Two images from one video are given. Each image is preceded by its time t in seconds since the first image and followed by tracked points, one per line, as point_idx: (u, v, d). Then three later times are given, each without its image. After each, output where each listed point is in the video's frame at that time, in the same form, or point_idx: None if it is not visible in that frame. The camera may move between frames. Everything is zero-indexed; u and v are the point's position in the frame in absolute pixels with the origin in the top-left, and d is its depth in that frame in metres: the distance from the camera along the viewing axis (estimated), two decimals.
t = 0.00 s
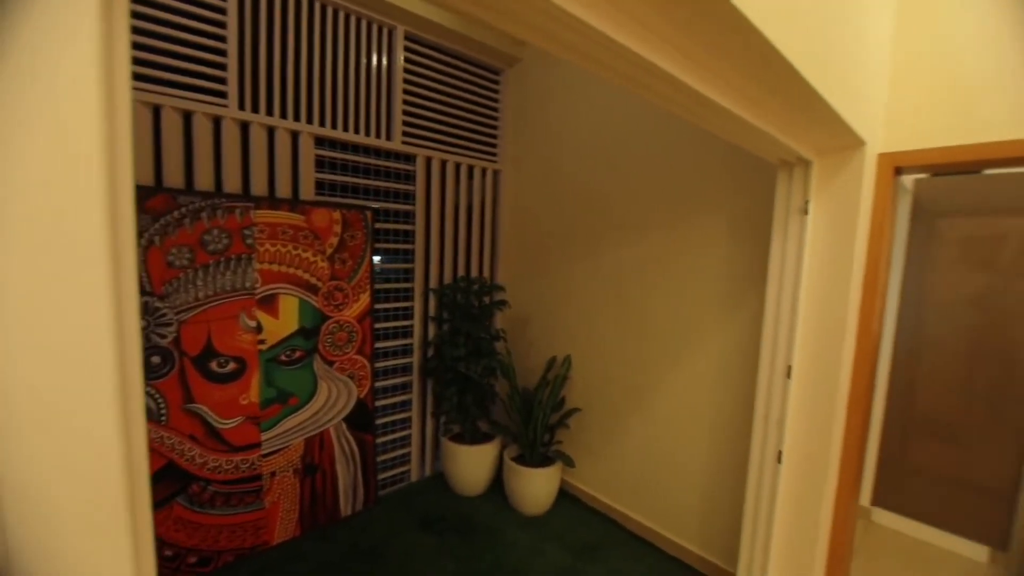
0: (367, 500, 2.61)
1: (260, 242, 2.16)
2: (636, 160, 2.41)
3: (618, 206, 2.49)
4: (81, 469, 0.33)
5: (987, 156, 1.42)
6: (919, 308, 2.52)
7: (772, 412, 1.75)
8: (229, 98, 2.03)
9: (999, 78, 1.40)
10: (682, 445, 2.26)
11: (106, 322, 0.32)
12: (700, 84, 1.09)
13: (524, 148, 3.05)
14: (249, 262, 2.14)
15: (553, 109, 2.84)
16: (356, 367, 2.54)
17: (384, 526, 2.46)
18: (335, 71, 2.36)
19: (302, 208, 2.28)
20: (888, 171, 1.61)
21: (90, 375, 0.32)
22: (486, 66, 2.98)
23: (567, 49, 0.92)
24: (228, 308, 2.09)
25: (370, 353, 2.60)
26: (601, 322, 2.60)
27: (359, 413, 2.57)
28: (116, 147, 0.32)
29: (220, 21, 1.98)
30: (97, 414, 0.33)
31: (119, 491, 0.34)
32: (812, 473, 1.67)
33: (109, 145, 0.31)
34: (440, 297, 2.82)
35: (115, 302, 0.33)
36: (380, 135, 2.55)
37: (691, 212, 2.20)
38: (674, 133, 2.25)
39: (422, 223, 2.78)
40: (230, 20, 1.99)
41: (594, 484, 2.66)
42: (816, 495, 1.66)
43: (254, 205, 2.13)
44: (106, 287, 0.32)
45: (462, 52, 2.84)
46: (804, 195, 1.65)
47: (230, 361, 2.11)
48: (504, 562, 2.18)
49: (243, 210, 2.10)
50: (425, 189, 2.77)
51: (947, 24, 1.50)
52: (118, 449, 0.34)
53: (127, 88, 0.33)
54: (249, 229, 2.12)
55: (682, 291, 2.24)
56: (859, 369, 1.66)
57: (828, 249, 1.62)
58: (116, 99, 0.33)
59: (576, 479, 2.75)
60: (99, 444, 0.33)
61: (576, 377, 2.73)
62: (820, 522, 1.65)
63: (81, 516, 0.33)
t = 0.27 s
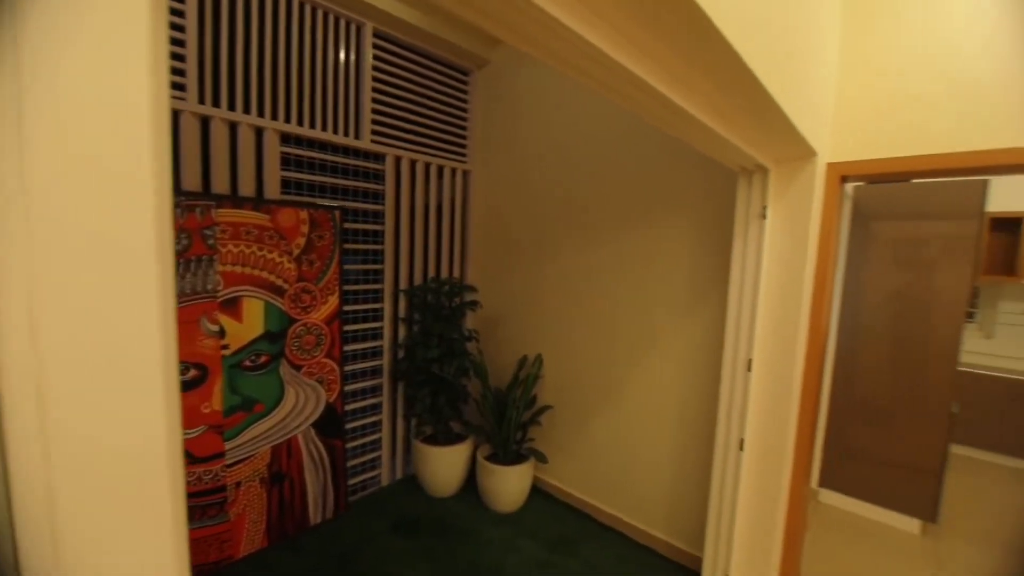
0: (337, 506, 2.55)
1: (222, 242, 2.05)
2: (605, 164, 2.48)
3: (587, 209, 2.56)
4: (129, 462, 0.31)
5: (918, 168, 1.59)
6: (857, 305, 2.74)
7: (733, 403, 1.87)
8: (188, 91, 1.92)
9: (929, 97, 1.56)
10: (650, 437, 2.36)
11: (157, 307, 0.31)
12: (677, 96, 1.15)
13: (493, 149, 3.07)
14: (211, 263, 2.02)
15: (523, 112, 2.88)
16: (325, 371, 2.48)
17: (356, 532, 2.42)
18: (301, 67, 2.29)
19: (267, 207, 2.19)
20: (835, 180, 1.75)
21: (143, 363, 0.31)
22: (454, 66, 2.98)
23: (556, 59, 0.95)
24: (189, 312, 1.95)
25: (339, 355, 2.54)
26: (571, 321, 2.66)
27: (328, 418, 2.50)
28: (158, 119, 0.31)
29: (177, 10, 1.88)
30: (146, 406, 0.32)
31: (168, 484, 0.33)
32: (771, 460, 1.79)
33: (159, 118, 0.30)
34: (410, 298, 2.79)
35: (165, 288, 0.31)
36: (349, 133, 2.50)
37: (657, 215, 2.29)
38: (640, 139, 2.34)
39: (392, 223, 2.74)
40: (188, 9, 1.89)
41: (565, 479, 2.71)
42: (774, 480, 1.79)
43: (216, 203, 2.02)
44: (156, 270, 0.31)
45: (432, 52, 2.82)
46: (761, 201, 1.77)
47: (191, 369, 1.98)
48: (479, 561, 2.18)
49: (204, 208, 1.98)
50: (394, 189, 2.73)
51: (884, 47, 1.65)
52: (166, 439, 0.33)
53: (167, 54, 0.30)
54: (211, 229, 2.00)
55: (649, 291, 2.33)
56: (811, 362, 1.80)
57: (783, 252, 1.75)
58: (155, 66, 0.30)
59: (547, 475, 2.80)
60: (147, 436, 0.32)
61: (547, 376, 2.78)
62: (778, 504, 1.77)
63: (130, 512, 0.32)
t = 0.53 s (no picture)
0: (306, 514, 2.49)
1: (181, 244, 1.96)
2: (572, 168, 2.55)
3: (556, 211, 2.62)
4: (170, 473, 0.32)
5: (858, 177, 1.73)
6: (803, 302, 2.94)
7: (696, 398, 1.95)
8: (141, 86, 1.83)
9: (867, 113, 1.70)
10: (618, 432, 2.44)
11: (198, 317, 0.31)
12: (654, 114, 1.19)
13: (461, 150, 3.07)
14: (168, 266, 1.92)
15: (491, 114, 2.90)
16: (292, 376, 2.42)
17: (326, 538, 2.37)
18: (263, 63, 2.22)
19: (229, 207, 2.11)
20: (784, 188, 1.89)
21: (187, 372, 0.32)
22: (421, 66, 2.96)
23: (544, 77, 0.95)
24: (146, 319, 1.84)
25: (307, 360, 2.48)
26: (541, 321, 2.71)
27: (296, 423, 2.44)
28: (195, 128, 0.30)
29: None
30: (179, 417, 0.32)
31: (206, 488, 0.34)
32: (730, 451, 1.89)
33: (202, 128, 0.29)
34: (380, 299, 2.76)
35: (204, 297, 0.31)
36: (314, 132, 2.44)
37: (623, 218, 2.38)
38: (606, 144, 2.41)
39: (359, 224, 2.71)
40: None
41: (536, 476, 2.77)
42: (732, 468, 1.88)
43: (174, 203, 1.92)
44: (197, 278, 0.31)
45: (399, 52, 2.79)
46: (720, 204, 1.87)
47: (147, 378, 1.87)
48: (452, 561, 2.19)
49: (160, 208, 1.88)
50: (361, 189, 2.70)
51: (829, 64, 1.78)
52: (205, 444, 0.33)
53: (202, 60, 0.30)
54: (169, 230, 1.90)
55: (615, 290, 2.42)
56: (764, 356, 1.94)
57: (741, 253, 1.85)
58: (192, 74, 0.30)
59: (518, 472, 2.84)
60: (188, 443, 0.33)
61: (518, 375, 2.82)
62: (736, 491, 1.88)
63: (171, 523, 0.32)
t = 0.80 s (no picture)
0: (277, 521, 2.45)
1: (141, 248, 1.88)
2: (540, 171, 2.61)
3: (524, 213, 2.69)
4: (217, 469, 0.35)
5: (802, 183, 1.88)
6: (756, 297, 3.13)
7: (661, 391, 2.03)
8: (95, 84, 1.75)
9: (810, 125, 1.85)
10: (587, 426, 2.54)
11: (238, 323, 0.35)
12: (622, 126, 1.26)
13: (428, 151, 3.08)
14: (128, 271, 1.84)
15: (459, 116, 2.93)
16: (260, 381, 2.37)
17: (299, 544, 2.34)
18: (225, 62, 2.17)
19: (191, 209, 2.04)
20: (737, 192, 2.03)
21: (230, 375, 0.35)
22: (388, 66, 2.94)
23: (521, 93, 1.00)
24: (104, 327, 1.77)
25: (275, 364, 2.44)
26: (511, 320, 2.77)
27: (265, 430, 2.40)
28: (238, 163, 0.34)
29: None
30: (224, 420, 0.35)
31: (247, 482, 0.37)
32: (691, 439, 2.00)
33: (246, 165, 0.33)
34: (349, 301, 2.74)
35: (244, 306, 0.35)
36: (280, 133, 2.41)
37: (589, 220, 2.47)
38: (572, 148, 2.49)
39: (328, 226, 2.69)
40: None
41: (508, 472, 2.83)
42: (693, 456, 2.00)
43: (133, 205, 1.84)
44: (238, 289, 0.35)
45: (365, 52, 2.78)
46: (681, 207, 1.96)
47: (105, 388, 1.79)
48: (429, 561, 2.21)
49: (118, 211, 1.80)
50: (329, 191, 2.67)
51: (777, 77, 1.91)
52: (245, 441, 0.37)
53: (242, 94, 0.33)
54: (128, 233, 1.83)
55: (582, 290, 2.51)
56: (721, 350, 2.08)
57: (700, 253, 1.96)
58: (231, 113, 0.33)
59: (491, 469, 2.89)
60: (231, 442, 0.36)
61: (489, 374, 2.87)
62: (697, 477, 2.00)
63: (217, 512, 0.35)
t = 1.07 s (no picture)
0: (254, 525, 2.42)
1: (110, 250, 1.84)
2: (515, 173, 2.67)
3: (500, 214, 2.73)
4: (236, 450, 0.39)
5: (763, 187, 1.99)
6: (722, 294, 3.28)
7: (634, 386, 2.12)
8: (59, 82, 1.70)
9: (769, 133, 1.98)
10: (563, 421, 2.61)
11: (252, 324, 0.39)
12: (595, 134, 1.32)
13: (404, 152, 3.09)
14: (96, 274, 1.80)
15: (434, 118, 2.95)
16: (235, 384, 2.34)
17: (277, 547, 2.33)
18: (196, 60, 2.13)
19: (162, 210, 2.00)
20: (703, 196, 2.13)
21: (245, 368, 0.39)
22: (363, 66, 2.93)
23: (500, 103, 1.05)
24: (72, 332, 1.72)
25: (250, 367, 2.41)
26: (488, 319, 2.82)
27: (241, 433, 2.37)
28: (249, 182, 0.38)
29: None
30: (239, 410, 0.40)
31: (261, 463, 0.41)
32: (662, 431, 2.10)
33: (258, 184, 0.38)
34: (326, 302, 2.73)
35: (256, 308, 0.39)
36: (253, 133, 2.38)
37: (563, 220, 2.54)
38: (546, 151, 2.55)
39: (303, 226, 2.67)
40: None
41: (488, 468, 2.87)
42: (664, 446, 2.10)
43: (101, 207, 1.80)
44: (256, 289, 0.40)
45: (340, 52, 2.76)
46: (650, 209, 2.04)
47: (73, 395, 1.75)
48: (411, 557, 2.24)
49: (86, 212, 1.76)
50: (304, 191, 2.66)
51: (738, 87, 2.02)
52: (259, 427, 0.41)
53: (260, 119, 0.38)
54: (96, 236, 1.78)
55: (557, 289, 2.58)
56: (689, 345, 2.19)
57: (669, 253, 2.05)
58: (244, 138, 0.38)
59: (470, 466, 2.93)
60: (249, 426, 0.40)
61: (467, 372, 2.91)
62: (668, 466, 2.10)
63: (236, 491, 0.40)
